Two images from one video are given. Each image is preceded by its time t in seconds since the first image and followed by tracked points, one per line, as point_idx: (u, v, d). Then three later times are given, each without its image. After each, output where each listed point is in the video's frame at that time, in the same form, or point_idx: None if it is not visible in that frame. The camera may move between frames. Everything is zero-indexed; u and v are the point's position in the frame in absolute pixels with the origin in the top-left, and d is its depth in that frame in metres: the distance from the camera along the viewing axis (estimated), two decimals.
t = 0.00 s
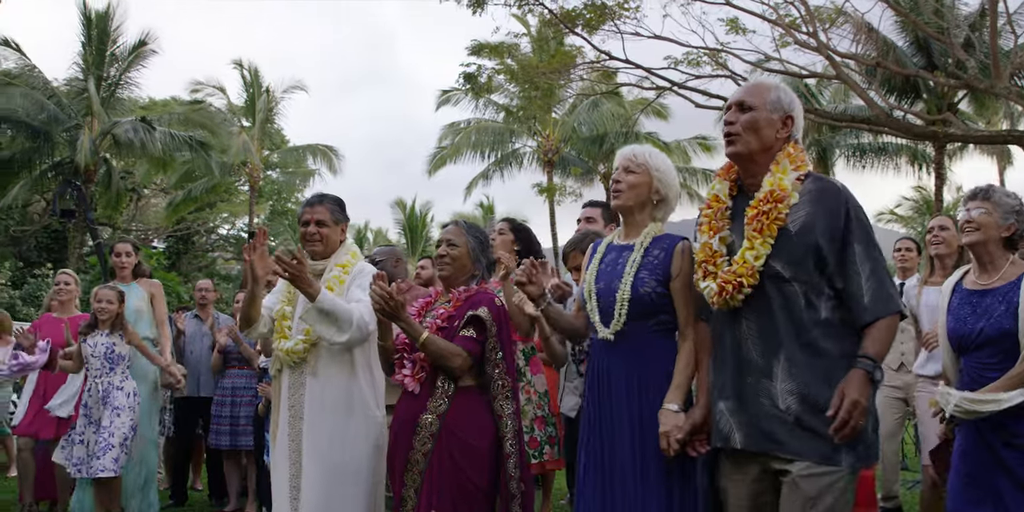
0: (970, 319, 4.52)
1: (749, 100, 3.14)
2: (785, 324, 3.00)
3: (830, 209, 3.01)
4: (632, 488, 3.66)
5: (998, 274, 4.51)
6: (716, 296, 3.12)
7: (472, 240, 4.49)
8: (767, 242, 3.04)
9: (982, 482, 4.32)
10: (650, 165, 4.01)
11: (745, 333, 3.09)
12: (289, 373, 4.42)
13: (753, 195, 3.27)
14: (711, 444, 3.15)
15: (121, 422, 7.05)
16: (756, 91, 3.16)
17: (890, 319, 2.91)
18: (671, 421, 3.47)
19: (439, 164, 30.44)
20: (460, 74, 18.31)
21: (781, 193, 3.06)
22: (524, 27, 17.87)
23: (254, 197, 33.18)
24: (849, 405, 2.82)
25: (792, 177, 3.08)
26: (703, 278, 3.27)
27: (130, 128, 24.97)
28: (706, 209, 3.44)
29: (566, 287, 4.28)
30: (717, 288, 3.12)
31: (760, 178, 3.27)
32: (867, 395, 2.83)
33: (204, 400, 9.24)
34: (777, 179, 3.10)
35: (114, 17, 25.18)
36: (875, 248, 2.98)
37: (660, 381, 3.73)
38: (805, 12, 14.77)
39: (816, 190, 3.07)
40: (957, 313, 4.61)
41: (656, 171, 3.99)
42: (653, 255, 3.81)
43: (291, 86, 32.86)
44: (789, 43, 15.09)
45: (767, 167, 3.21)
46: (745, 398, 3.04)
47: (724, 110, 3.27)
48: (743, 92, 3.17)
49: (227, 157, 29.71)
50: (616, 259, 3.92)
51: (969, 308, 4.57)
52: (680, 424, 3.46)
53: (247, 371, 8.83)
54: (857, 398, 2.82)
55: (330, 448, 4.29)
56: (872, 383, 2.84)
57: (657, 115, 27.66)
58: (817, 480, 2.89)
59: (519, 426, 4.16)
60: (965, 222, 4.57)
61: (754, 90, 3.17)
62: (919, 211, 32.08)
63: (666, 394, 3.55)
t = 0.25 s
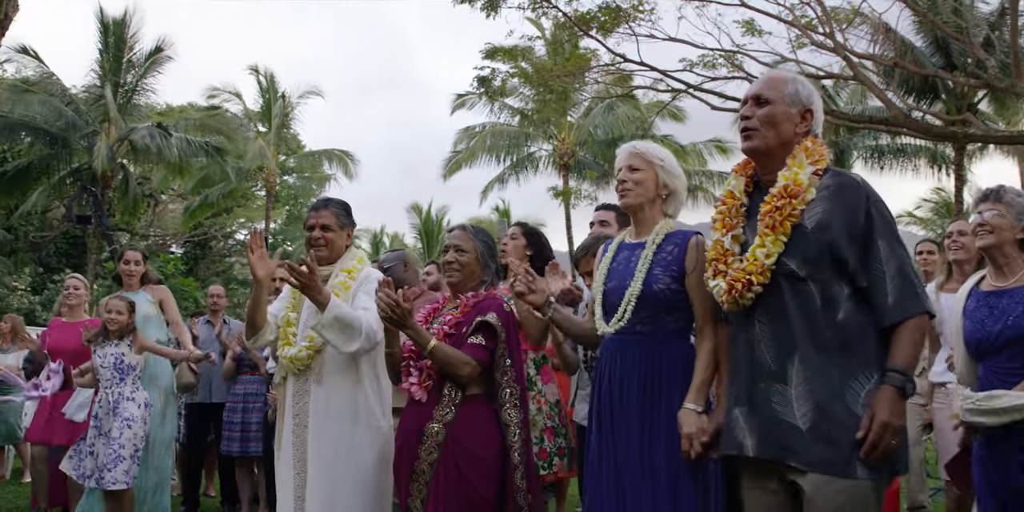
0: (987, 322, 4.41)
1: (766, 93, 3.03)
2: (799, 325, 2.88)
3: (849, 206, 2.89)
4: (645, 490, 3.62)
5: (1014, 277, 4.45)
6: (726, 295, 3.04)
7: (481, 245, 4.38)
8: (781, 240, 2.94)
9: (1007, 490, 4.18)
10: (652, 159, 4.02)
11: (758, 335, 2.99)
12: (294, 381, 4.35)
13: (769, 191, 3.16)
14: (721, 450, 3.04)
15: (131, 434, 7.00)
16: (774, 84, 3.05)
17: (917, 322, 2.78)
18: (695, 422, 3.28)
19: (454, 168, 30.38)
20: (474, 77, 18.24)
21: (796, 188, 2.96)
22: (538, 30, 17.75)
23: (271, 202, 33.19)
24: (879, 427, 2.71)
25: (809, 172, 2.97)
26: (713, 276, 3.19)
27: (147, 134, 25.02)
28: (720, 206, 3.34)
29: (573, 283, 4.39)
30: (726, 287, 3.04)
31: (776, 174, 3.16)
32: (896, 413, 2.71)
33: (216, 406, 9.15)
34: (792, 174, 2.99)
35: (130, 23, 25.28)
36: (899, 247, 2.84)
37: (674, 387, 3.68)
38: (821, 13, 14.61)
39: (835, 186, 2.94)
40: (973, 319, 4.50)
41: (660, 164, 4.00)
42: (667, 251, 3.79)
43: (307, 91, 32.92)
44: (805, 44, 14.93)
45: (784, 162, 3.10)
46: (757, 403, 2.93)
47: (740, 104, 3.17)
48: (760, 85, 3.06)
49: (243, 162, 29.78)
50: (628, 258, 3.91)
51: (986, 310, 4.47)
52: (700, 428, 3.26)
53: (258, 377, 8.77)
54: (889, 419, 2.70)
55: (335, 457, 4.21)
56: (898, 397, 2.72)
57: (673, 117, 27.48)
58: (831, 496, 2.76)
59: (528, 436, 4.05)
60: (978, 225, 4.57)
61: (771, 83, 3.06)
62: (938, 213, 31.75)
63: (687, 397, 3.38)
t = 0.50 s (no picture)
0: (1010, 342, 4.32)
1: (785, 94, 2.93)
2: (819, 338, 2.76)
3: (871, 211, 2.75)
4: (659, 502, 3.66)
5: None
6: (741, 306, 2.94)
7: (491, 251, 4.28)
8: (798, 249, 2.83)
9: None
10: (657, 168, 4.02)
11: (777, 348, 2.87)
12: (301, 386, 4.29)
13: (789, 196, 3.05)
14: (738, 467, 2.94)
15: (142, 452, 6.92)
16: (794, 84, 2.95)
17: (949, 333, 2.57)
18: (722, 432, 3.14)
19: (472, 170, 30.31)
20: (491, 79, 18.15)
21: (815, 194, 2.84)
22: (555, 31, 17.64)
23: (289, 205, 33.23)
24: (910, 460, 2.55)
25: (829, 176, 2.85)
26: (729, 286, 3.10)
27: (165, 138, 25.06)
28: (739, 214, 3.23)
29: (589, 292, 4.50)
30: (742, 300, 2.93)
31: (796, 178, 3.04)
32: (929, 445, 2.54)
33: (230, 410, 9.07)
34: (811, 179, 2.87)
35: (149, 28, 25.39)
36: (927, 254, 2.66)
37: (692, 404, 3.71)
38: (841, 12, 14.43)
39: (856, 190, 2.82)
40: (995, 337, 4.40)
41: (665, 174, 4.01)
42: (681, 263, 3.81)
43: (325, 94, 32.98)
44: (824, 43, 14.75)
45: (805, 166, 2.98)
46: (774, 420, 2.82)
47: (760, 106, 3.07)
48: (780, 85, 2.96)
49: (262, 165, 29.86)
50: (643, 271, 3.95)
51: (1007, 328, 4.38)
52: (728, 438, 3.12)
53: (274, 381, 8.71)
54: (920, 451, 2.54)
55: (341, 465, 4.13)
56: (931, 425, 2.54)
57: (691, 118, 27.30)
58: None
59: (538, 447, 3.95)
60: (996, 241, 4.46)
61: (790, 83, 2.96)
62: (961, 213, 31.36)
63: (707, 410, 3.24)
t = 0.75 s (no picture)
0: None
1: (805, 97, 2.79)
2: (842, 358, 2.60)
3: (891, 225, 2.61)
4: None
5: None
6: (762, 324, 2.78)
7: (501, 258, 4.20)
8: (820, 266, 2.69)
9: None
10: (664, 188, 3.88)
11: (800, 369, 2.70)
12: (309, 391, 4.22)
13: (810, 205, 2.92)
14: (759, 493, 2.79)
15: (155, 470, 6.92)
16: (814, 87, 2.81)
17: (969, 358, 2.46)
18: (750, 457, 3.01)
19: (489, 172, 30.23)
20: (507, 80, 18.07)
21: (836, 207, 2.71)
22: (572, 32, 17.55)
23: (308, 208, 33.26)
24: (947, 502, 2.44)
25: (848, 187, 2.72)
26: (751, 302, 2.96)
27: (184, 141, 25.15)
28: (761, 227, 3.10)
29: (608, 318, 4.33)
30: (762, 317, 2.78)
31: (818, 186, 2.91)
32: (965, 486, 2.43)
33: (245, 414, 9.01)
34: (829, 191, 2.74)
35: (168, 32, 25.48)
36: (951, 270, 2.52)
37: (715, 430, 3.51)
38: (860, 10, 14.26)
39: (876, 200, 2.67)
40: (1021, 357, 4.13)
41: (673, 193, 3.87)
42: (695, 284, 3.63)
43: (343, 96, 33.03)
44: (844, 42, 14.57)
45: (825, 173, 2.84)
46: (797, 443, 2.66)
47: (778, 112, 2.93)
48: (799, 89, 2.83)
49: (280, 168, 29.93)
50: (654, 295, 3.76)
51: None
52: (755, 464, 3.00)
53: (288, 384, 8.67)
54: (957, 494, 2.43)
55: (350, 473, 4.08)
56: (966, 466, 2.43)
57: (710, 119, 27.14)
58: None
59: (550, 459, 3.88)
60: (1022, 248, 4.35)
61: (809, 87, 2.82)
62: (984, 213, 30.98)
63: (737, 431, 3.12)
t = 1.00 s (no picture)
0: None
1: (828, 99, 2.71)
2: (870, 373, 2.51)
3: (913, 234, 2.52)
4: None
5: None
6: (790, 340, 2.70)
7: (516, 261, 4.15)
8: (845, 278, 2.60)
9: None
10: (679, 193, 3.80)
11: (829, 382, 2.62)
12: (322, 395, 4.22)
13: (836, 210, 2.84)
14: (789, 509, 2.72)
15: (179, 468, 6.97)
16: (837, 89, 2.73)
17: (993, 374, 2.32)
18: (775, 476, 3.11)
19: (511, 173, 30.22)
20: (527, 82, 18.03)
21: (858, 217, 2.64)
22: (592, 33, 17.48)
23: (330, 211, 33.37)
24: None
25: (871, 195, 2.64)
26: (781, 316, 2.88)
27: (207, 145, 25.27)
28: (787, 232, 3.00)
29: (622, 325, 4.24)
30: (791, 333, 2.69)
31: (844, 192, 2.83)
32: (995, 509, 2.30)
33: (264, 416, 8.97)
34: (851, 200, 2.68)
35: (191, 37, 25.60)
36: (971, 278, 2.38)
37: (736, 442, 3.43)
38: (883, 7, 14.11)
39: (900, 209, 2.59)
40: None
41: (686, 199, 3.78)
42: (708, 290, 3.56)
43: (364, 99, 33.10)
44: (868, 40, 14.42)
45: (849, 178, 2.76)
46: (828, 462, 2.59)
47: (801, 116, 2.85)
48: (821, 90, 2.74)
49: (302, 171, 30.06)
50: (669, 305, 3.69)
51: None
52: (779, 483, 3.10)
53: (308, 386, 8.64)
54: None
55: (363, 477, 4.05)
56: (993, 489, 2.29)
57: (732, 119, 26.99)
58: None
59: (564, 464, 3.84)
60: None
61: (830, 90, 2.74)
62: (1012, 213, 30.59)
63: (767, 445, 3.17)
